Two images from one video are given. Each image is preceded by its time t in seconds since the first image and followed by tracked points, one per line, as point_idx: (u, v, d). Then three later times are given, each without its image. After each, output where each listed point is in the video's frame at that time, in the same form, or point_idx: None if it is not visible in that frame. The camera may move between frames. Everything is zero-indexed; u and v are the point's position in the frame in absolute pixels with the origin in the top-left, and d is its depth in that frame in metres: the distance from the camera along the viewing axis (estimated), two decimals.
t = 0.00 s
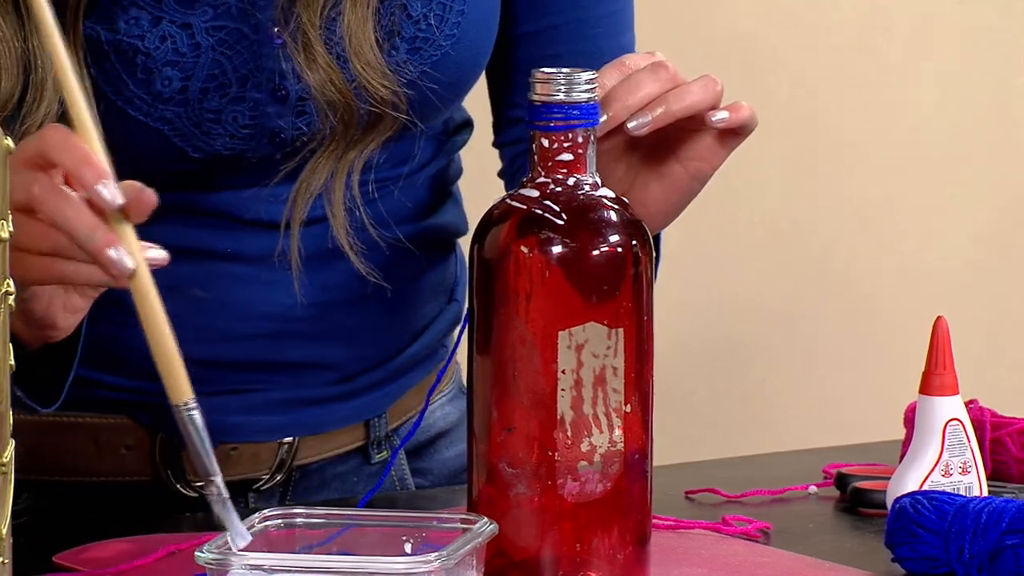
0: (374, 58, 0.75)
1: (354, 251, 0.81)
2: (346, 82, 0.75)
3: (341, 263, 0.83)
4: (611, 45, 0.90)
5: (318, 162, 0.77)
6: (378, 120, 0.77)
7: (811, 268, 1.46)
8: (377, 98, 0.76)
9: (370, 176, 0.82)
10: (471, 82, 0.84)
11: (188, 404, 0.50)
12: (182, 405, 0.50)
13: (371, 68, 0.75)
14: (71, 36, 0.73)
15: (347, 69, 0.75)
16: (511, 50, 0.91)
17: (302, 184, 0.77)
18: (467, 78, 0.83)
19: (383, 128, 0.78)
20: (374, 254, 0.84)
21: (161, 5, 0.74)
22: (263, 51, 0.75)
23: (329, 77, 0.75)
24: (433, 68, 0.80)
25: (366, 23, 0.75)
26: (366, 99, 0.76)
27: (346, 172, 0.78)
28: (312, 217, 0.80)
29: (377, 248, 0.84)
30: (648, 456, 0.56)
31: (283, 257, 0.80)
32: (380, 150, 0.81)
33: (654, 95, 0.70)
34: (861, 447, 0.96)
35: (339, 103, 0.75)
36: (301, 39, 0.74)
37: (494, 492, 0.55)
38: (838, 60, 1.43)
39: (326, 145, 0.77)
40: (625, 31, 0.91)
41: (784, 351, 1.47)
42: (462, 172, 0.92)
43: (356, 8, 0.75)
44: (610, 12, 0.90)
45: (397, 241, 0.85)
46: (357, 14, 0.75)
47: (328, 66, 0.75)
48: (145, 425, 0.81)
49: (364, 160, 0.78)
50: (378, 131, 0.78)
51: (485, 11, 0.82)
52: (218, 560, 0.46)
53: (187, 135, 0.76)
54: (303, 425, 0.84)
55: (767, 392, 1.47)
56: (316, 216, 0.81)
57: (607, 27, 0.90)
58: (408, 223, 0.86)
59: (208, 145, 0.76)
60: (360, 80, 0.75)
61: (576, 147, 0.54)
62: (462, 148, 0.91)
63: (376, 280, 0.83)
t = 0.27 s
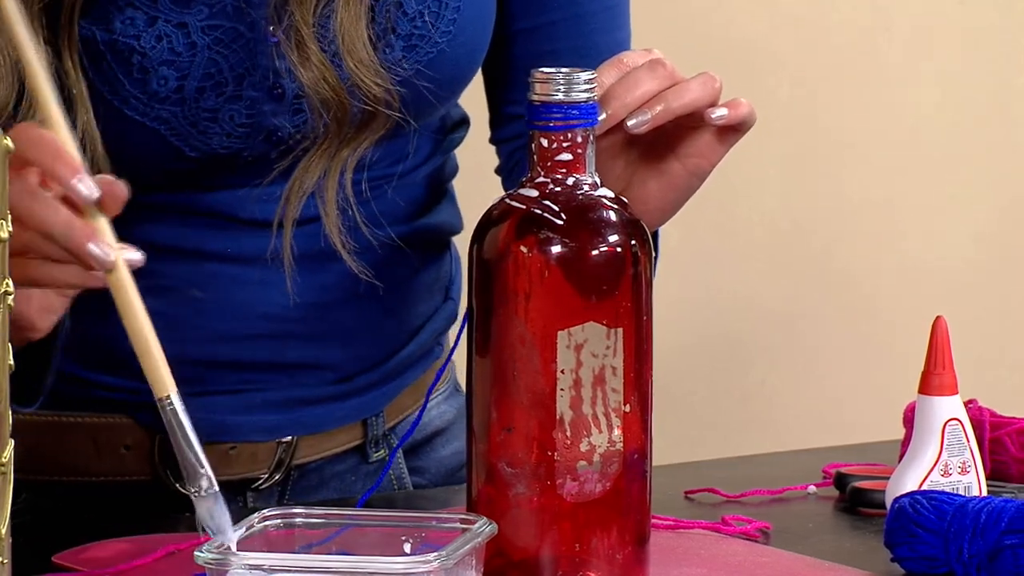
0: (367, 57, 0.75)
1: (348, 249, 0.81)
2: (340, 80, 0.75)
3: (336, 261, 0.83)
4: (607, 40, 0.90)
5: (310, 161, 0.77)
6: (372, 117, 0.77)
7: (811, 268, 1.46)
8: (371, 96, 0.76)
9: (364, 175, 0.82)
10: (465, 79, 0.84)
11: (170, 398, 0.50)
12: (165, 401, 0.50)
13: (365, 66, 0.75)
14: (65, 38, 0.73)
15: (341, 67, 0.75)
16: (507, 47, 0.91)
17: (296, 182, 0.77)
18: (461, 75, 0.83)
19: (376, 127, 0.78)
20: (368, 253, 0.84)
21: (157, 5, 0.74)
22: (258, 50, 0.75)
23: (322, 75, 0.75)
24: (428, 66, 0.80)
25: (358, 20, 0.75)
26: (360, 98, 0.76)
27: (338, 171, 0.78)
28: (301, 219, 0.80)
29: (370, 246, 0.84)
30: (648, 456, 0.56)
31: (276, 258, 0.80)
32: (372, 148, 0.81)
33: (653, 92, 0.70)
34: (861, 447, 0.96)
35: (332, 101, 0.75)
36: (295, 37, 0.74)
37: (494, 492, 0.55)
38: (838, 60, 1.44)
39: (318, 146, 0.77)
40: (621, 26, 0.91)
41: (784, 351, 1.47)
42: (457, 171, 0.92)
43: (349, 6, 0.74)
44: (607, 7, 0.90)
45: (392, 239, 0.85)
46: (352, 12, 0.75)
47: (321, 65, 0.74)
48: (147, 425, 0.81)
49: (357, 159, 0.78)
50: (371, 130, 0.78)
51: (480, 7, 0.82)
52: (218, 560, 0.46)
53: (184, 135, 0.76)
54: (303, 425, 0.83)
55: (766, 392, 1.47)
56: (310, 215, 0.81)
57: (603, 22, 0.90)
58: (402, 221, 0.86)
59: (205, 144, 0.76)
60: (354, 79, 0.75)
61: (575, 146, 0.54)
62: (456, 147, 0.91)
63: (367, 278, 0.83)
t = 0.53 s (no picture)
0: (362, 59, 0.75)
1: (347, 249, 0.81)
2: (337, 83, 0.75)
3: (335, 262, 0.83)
4: (603, 36, 0.90)
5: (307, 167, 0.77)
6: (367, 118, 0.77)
7: (811, 268, 1.46)
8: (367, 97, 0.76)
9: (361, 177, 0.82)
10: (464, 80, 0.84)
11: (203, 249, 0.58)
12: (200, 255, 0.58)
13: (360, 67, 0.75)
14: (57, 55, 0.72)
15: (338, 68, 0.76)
16: (502, 44, 0.91)
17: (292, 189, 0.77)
18: (459, 75, 0.83)
19: (372, 128, 0.78)
20: (365, 253, 0.84)
21: (147, 12, 0.73)
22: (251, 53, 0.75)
23: (320, 78, 0.75)
24: (421, 69, 0.80)
25: (356, 25, 0.75)
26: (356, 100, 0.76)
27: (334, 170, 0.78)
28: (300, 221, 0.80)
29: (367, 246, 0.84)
30: (648, 456, 0.56)
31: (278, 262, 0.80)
32: (370, 149, 0.80)
33: (654, 99, 0.70)
34: (861, 447, 0.96)
35: (331, 104, 0.75)
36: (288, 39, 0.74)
37: (494, 492, 0.55)
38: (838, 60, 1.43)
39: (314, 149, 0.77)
40: (617, 21, 0.91)
41: (783, 351, 1.47)
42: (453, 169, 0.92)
43: (346, 9, 0.75)
44: (602, 3, 0.90)
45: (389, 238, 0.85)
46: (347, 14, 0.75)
47: (319, 67, 0.74)
48: (149, 426, 0.81)
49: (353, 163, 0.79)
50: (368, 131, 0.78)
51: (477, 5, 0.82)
52: (218, 560, 0.46)
53: (177, 142, 0.76)
54: (303, 424, 0.83)
55: (766, 391, 1.47)
56: (309, 216, 0.81)
57: (598, 19, 0.90)
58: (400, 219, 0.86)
59: (200, 150, 0.76)
60: (351, 80, 0.75)
61: (575, 147, 0.54)
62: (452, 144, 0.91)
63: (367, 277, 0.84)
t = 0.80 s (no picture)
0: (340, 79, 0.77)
1: (306, 260, 0.79)
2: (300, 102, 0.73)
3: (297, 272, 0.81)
4: (598, 35, 0.90)
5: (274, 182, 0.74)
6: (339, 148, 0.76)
7: (810, 268, 1.46)
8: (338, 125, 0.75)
9: (333, 193, 0.80)
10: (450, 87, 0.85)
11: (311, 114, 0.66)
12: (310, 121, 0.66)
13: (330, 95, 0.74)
14: (47, 78, 0.71)
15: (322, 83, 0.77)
16: (493, 44, 0.91)
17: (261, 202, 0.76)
18: (445, 83, 0.84)
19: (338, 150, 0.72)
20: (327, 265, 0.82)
21: (137, 28, 0.73)
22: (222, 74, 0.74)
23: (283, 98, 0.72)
24: (409, 78, 0.80)
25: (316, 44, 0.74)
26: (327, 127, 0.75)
27: (306, 185, 0.74)
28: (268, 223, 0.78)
29: (331, 262, 0.81)
30: (648, 456, 0.56)
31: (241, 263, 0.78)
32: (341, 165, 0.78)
33: (650, 100, 0.70)
34: (861, 447, 0.96)
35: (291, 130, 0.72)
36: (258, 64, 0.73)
37: (494, 492, 0.55)
38: (838, 60, 1.44)
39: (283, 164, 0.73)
40: (609, 18, 0.91)
41: (783, 351, 1.47)
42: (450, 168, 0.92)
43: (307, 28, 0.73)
44: (596, 3, 0.90)
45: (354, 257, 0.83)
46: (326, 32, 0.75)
47: (283, 88, 0.72)
48: (141, 425, 0.80)
49: (324, 182, 0.77)
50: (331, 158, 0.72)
51: (462, 13, 0.83)
52: (217, 560, 0.46)
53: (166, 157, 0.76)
54: (297, 424, 0.84)
55: (767, 391, 1.47)
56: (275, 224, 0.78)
57: (594, 17, 0.90)
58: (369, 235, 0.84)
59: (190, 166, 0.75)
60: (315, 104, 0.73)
61: (576, 146, 0.54)
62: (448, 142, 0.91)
63: (326, 296, 0.81)
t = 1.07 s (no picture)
0: (337, 86, 0.78)
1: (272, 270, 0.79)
2: (279, 113, 0.74)
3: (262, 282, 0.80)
4: (595, 34, 0.90)
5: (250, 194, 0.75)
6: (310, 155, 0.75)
7: (810, 268, 1.46)
8: (307, 133, 0.74)
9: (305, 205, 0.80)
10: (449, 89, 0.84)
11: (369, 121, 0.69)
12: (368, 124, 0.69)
13: (299, 104, 0.74)
14: (57, 94, 0.75)
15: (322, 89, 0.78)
16: (490, 44, 0.91)
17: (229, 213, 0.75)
18: (443, 85, 0.83)
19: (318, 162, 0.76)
20: (288, 278, 0.82)
21: (137, 39, 0.76)
22: (207, 81, 0.76)
23: (263, 110, 0.74)
24: (408, 83, 0.80)
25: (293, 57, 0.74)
26: (296, 136, 0.74)
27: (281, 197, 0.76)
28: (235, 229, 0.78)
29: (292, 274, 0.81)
30: (648, 456, 0.56)
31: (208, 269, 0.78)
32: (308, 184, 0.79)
33: (649, 97, 0.70)
34: (861, 447, 0.96)
35: (269, 136, 0.74)
36: (235, 71, 0.74)
37: (494, 492, 0.55)
38: (838, 60, 1.44)
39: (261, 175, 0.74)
40: (609, 20, 0.91)
41: (783, 351, 1.47)
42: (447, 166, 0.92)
43: (285, 40, 0.74)
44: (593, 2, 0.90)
45: (317, 271, 0.82)
46: (320, 40, 0.77)
47: (263, 100, 0.74)
48: (140, 424, 0.81)
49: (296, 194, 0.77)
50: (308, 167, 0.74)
51: (463, 14, 0.82)
52: (217, 560, 0.46)
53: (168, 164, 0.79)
54: (292, 420, 0.83)
55: (766, 391, 1.47)
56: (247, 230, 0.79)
57: (591, 17, 0.90)
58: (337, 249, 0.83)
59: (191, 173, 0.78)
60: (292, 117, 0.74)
61: (576, 146, 0.54)
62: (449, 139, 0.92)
63: (286, 311, 0.80)
